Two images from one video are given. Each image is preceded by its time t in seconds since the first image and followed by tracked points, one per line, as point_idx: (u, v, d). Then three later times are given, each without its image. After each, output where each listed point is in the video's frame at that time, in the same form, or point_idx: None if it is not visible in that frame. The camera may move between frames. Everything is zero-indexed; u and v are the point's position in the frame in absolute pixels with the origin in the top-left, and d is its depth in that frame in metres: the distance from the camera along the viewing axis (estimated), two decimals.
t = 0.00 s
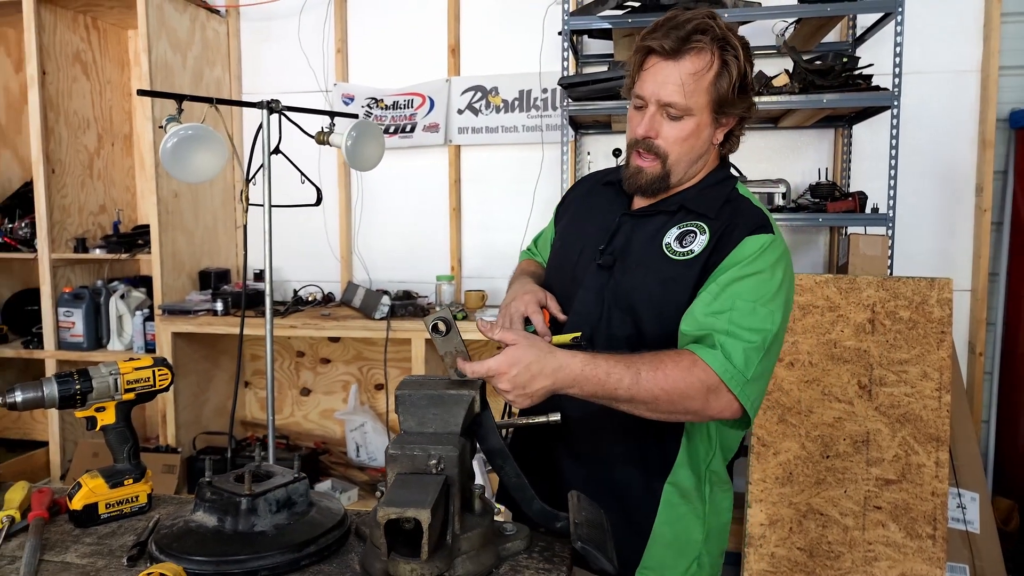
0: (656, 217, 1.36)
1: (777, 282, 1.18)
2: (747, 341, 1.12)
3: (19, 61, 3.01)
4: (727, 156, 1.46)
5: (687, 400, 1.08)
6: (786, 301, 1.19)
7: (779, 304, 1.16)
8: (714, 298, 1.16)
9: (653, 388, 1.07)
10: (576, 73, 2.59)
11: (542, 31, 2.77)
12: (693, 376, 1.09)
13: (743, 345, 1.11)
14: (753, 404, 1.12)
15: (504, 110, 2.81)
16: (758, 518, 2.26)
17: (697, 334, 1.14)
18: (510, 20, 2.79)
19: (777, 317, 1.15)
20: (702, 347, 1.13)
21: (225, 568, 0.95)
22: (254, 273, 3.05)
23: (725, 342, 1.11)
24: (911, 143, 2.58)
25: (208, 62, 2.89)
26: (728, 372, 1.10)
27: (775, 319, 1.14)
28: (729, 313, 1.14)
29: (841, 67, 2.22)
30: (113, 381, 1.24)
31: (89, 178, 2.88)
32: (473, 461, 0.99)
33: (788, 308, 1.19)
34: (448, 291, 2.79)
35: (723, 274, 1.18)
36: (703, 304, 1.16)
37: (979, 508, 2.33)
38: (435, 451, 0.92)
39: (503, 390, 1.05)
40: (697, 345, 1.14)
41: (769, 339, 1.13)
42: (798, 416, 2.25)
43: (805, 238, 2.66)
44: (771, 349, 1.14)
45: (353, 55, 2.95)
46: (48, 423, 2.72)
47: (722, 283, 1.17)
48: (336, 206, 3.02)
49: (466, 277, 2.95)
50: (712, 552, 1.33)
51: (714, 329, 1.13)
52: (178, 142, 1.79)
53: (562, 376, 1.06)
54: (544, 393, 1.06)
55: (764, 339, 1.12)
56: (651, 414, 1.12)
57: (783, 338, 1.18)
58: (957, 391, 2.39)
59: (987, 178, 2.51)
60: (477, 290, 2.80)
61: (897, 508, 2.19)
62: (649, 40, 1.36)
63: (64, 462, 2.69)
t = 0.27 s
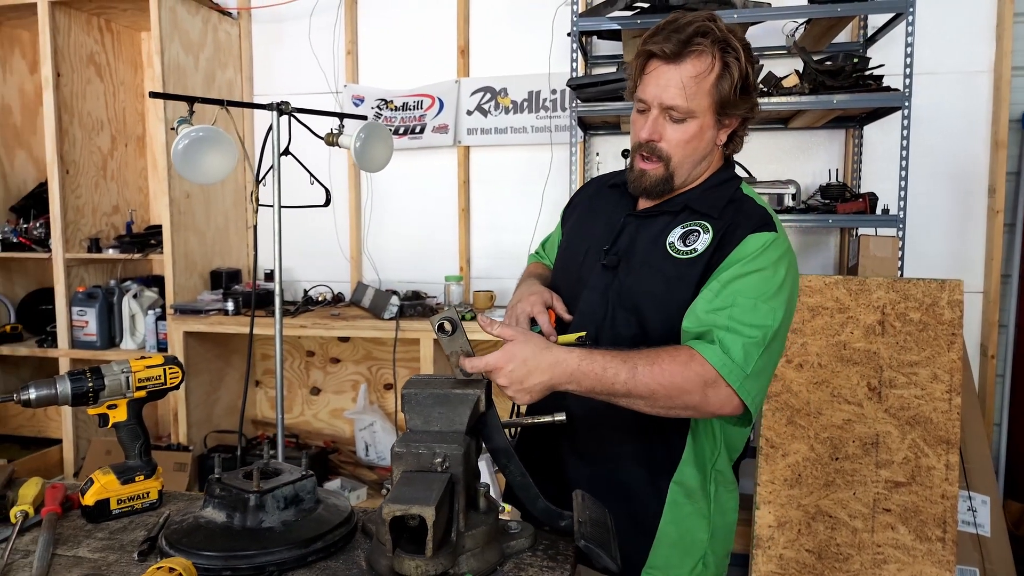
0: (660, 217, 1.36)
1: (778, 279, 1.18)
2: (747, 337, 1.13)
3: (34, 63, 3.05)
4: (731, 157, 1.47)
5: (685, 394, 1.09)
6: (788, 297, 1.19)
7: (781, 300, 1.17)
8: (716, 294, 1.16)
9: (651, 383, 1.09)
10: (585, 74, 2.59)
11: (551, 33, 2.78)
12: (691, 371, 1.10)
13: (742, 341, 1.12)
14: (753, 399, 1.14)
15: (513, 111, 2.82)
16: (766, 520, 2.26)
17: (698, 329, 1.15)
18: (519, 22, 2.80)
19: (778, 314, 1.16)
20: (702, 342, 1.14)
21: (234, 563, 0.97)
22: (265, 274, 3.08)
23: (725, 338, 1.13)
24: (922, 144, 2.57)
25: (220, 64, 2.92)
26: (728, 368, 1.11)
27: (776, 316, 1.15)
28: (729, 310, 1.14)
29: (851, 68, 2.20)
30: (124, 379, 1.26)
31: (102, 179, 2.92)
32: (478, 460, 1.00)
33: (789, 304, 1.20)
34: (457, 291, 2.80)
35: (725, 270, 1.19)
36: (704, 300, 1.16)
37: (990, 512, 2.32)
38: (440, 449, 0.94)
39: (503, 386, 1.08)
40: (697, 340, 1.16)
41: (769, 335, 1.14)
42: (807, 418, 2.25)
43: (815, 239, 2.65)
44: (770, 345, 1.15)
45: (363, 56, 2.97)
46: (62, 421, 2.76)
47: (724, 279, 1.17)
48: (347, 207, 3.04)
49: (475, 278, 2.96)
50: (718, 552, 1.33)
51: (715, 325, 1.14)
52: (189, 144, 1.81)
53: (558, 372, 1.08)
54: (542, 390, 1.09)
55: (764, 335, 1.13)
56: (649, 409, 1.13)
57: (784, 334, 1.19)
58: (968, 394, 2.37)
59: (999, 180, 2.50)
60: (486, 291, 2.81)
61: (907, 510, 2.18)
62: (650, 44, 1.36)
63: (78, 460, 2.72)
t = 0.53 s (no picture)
0: (666, 216, 1.36)
1: (787, 276, 1.17)
2: (755, 335, 1.12)
3: (48, 64, 3.09)
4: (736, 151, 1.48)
5: (691, 393, 1.09)
6: (797, 295, 1.18)
7: (790, 298, 1.15)
8: (722, 292, 1.16)
9: (657, 381, 1.08)
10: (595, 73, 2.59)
11: (560, 32, 2.78)
12: (697, 368, 1.09)
13: (749, 339, 1.11)
14: (762, 397, 1.13)
15: (523, 111, 2.82)
16: (777, 522, 2.24)
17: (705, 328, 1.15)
18: (528, 22, 2.80)
19: (787, 312, 1.14)
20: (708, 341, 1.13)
21: (241, 560, 0.98)
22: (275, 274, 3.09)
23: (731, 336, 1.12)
24: (936, 143, 2.55)
25: (231, 64, 2.94)
26: (735, 366, 1.10)
27: (784, 313, 1.14)
28: (736, 308, 1.14)
29: (863, 66, 2.20)
30: (134, 377, 1.27)
31: (115, 179, 2.95)
32: (484, 459, 1.00)
33: (799, 302, 1.18)
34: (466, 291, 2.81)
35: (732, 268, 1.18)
36: (711, 299, 1.16)
37: (1004, 515, 2.29)
38: (446, 448, 0.94)
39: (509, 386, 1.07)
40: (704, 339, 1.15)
41: (777, 333, 1.13)
42: (818, 419, 2.23)
43: (827, 239, 2.63)
44: (780, 343, 1.14)
45: (373, 56, 2.99)
46: (75, 419, 2.79)
47: (730, 277, 1.16)
48: (356, 207, 3.05)
49: (484, 278, 2.96)
50: (727, 553, 1.32)
51: (722, 323, 1.14)
52: (198, 143, 1.82)
53: (565, 370, 1.08)
54: (549, 389, 1.09)
55: (771, 333, 1.12)
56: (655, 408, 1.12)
57: (793, 332, 1.17)
58: (982, 395, 2.35)
59: (1015, 179, 2.47)
60: (495, 291, 2.81)
61: (919, 512, 2.16)
62: (663, 36, 1.36)
63: (91, 457, 2.75)
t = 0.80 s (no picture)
0: (701, 212, 1.33)
1: (830, 271, 1.12)
2: (795, 331, 1.08)
3: (98, 70, 3.19)
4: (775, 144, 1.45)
5: (728, 391, 1.05)
6: (841, 289, 1.13)
7: (833, 292, 1.11)
8: (761, 288, 1.13)
9: (690, 380, 1.06)
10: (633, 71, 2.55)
11: (598, 30, 2.75)
12: (734, 369, 1.06)
13: (790, 335, 1.07)
14: (804, 396, 1.08)
15: (560, 110, 2.80)
16: (820, 530, 2.18)
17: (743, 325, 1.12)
18: (566, 20, 2.78)
19: (830, 307, 1.10)
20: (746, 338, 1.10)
21: (271, 558, 0.98)
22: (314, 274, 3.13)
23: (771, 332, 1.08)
24: (991, 139, 2.44)
25: (272, 68, 2.99)
26: (774, 363, 1.06)
27: (826, 308, 1.09)
28: (775, 304, 1.10)
29: (914, 60, 2.14)
30: (170, 373, 1.30)
31: (161, 181, 3.03)
32: (513, 460, 0.99)
33: (843, 297, 1.13)
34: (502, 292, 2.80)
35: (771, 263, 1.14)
36: (749, 295, 1.13)
37: None
38: (474, 448, 0.92)
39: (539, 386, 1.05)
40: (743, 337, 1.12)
41: (819, 329, 1.08)
42: (865, 426, 2.16)
43: (875, 240, 2.54)
44: (823, 340, 1.09)
45: (411, 58, 3.00)
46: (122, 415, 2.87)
47: (769, 272, 1.13)
48: (394, 208, 3.07)
49: (520, 279, 2.95)
50: (766, 560, 1.28)
51: (761, 320, 1.10)
52: (234, 144, 1.86)
53: (596, 370, 1.05)
54: (580, 389, 1.06)
55: (813, 329, 1.08)
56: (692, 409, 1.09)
57: (837, 328, 1.13)
58: None
59: None
60: (531, 292, 2.79)
61: (971, 524, 2.07)
62: (703, 24, 1.35)
63: (136, 453, 2.82)
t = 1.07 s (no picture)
0: (706, 211, 1.32)
1: (835, 270, 1.12)
2: (801, 332, 1.07)
3: (102, 71, 3.20)
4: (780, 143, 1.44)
5: (734, 393, 1.05)
6: (846, 289, 1.13)
7: (838, 292, 1.11)
8: (766, 288, 1.12)
9: (696, 382, 1.05)
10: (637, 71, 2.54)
11: (602, 30, 2.75)
12: (737, 369, 1.06)
13: (796, 336, 1.07)
14: (812, 398, 1.08)
15: (564, 110, 2.79)
16: (825, 532, 2.17)
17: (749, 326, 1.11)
18: (570, 20, 2.78)
19: (835, 307, 1.09)
20: (752, 339, 1.09)
21: (273, 557, 0.98)
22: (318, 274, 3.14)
23: (777, 333, 1.07)
24: (997, 138, 2.43)
25: (277, 68, 2.99)
26: (781, 365, 1.05)
27: (833, 308, 1.09)
28: (782, 304, 1.09)
29: (920, 59, 2.13)
30: (173, 373, 1.30)
31: (165, 181, 3.04)
32: (515, 461, 0.99)
33: (848, 297, 1.13)
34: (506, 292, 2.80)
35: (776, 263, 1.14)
36: (754, 295, 1.12)
37: None
38: (476, 448, 0.92)
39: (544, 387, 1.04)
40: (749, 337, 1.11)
41: (825, 330, 1.08)
42: (870, 426, 2.15)
43: (881, 240, 2.53)
44: (829, 341, 1.09)
45: (415, 58, 3.00)
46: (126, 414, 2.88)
47: (775, 272, 1.12)
48: (398, 207, 3.07)
49: (524, 279, 2.95)
50: (771, 562, 1.27)
51: (767, 321, 1.10)
52: (238, 143, 1.86)
53: (603, 368, 1.05)
54: (587, 388, 1.05)
55: (819, 329, 1.07)
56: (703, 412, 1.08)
57: (843, 328, 1.12)
58: None
59: None
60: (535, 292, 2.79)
61: (976, 525, 2.07)
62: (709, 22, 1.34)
63: (140, 452, 2.83)
